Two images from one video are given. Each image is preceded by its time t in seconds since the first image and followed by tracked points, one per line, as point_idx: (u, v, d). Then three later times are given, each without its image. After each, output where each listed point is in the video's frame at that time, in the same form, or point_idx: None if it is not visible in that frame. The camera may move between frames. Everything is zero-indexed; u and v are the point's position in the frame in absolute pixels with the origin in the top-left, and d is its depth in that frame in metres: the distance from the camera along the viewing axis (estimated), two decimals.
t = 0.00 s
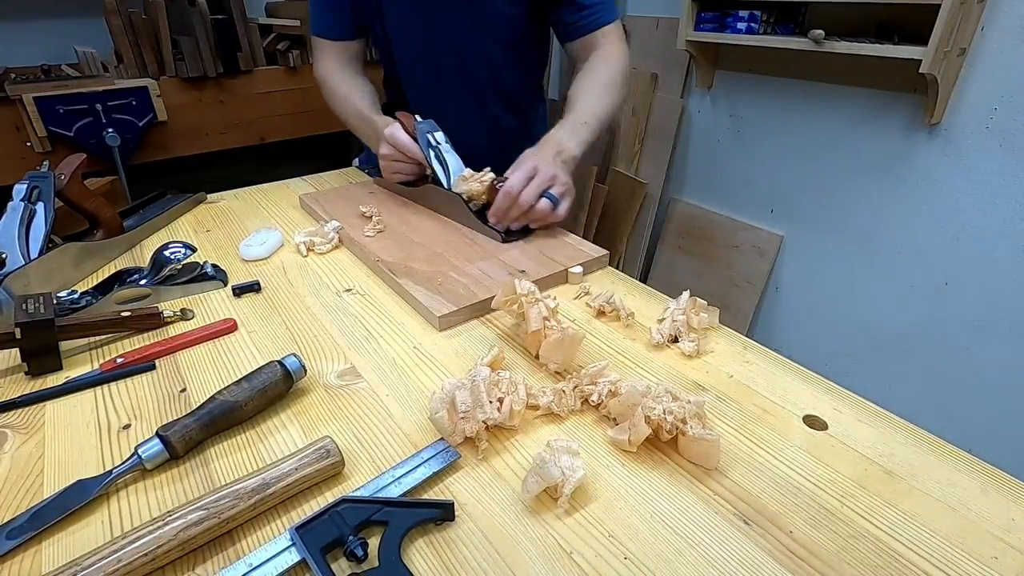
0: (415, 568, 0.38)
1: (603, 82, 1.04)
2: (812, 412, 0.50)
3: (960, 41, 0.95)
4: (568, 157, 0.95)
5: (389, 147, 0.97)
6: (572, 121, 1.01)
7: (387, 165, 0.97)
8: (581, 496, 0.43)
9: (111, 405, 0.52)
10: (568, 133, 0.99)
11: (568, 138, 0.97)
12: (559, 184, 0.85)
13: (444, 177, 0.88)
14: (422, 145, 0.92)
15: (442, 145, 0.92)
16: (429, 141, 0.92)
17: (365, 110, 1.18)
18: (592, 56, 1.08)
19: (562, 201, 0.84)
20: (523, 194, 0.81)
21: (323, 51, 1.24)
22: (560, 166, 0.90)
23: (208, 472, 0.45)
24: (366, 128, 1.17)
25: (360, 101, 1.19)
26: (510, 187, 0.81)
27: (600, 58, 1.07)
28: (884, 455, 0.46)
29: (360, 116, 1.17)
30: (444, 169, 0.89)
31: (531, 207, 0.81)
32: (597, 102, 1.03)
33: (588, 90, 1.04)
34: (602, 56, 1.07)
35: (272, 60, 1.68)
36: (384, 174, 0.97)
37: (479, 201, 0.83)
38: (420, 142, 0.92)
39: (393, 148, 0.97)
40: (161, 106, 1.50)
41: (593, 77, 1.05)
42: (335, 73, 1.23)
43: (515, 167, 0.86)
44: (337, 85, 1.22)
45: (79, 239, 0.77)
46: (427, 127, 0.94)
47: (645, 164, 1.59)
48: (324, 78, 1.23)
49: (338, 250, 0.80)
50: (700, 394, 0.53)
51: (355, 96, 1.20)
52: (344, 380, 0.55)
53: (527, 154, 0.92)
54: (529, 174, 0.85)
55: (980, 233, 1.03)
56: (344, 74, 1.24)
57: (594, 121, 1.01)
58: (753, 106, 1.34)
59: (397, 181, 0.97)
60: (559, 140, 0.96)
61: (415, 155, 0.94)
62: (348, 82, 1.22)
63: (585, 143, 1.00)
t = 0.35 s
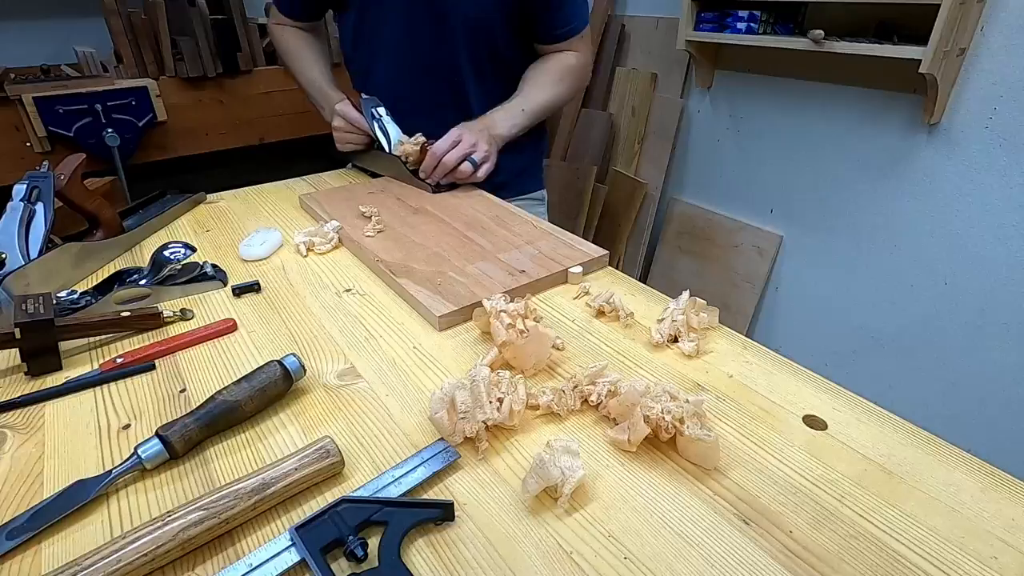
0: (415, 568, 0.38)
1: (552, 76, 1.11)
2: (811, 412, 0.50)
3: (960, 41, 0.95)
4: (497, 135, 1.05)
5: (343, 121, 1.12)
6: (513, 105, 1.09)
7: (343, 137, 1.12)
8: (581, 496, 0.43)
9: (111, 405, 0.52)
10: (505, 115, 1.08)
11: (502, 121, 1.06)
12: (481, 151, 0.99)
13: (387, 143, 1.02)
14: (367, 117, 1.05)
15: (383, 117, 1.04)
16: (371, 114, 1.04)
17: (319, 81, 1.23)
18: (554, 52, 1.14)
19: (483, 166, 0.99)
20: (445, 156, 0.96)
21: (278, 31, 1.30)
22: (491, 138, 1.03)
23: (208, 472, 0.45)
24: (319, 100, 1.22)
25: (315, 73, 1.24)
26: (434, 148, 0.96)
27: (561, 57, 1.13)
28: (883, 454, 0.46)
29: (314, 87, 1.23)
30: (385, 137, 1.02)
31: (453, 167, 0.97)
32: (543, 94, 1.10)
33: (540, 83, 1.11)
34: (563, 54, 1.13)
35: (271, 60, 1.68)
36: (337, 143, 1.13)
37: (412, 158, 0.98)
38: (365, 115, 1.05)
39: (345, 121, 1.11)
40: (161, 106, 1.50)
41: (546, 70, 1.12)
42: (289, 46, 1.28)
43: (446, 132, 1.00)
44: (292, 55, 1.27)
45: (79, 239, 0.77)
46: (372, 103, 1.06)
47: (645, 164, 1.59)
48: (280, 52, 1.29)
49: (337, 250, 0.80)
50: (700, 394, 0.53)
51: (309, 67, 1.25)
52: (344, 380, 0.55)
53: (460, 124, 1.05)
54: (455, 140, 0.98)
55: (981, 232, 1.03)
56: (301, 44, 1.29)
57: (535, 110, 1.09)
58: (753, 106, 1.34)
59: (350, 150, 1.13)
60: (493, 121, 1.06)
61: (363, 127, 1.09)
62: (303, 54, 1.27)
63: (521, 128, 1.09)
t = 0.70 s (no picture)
0: (415, 568, 0.38)
1: (669, 90, 0.97)
2: (810, 412, 0.50)
3: (959, 41, 0.95)
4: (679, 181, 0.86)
5: (482, 179, 0.83)
6: (663, 137, 0.92)
7: (481, 203, 0.83)
8: (581, 496, 0.43)
9: (111, 405, 0.52)
10: (660, 157, 0.89)
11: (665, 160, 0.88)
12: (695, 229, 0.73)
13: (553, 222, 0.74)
14: (525, 177, 0.80)
15: (551, 180, 0.79)
16: (535, 174, 0.80)
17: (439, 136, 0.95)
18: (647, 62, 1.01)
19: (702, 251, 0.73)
20: (666, 249, 0.68)
21: (365, 56, 1.02)
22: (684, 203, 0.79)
23: (208, 472, 0.45)
24: (444, 160, 0.95)
25: (431, 126, 0.97)
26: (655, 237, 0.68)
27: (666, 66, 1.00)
28: (883, 454, 0.46)
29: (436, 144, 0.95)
30: (550, 208, 0.76)
31: (675, 260, 0.69)
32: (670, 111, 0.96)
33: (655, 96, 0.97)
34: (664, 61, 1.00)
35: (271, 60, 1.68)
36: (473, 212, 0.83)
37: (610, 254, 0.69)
38: (522, 173, 0.80)
39: (487, 182, 0.83)
40: (161, 106, 1.50)
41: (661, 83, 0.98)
42: (388, 88, 1.00)
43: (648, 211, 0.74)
44: (393, 101, 1.00)
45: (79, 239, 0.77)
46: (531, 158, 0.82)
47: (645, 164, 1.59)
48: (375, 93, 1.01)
49: (337, 250, 0.80)
50: (699, 394, 0.53)
51: (421, 118, 0.98)
52: (344, 380, 0.55)
53: (642, 194, 0.80)
54: (667, 220, 0.72)
55: (981, 232, 1.03)
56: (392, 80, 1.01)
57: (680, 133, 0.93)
58: (753, 106, 1.34)
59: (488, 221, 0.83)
60: (660, 165, 0.87)
61: (517, 192, 0.81)
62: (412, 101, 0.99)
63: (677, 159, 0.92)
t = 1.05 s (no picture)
0: (415, 569, 0.38)
1: (608, 85, 1.10)
2: (810, 412, 0.50)
3: (958, 41, 0.95)
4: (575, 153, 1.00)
5: (405, 139, 1.01)
6: (581, 120, 1.06)
7: (404, 159, 1.02)
8: (581, 496, 0.43)
9: (110, 406, 0.52)
10: (576, 134, 1.04)
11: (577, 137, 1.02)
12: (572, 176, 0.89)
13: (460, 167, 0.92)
14: (439, 138, 0.97)
15: (459, 138, 0.96)
16: (446, 135, 0.97)
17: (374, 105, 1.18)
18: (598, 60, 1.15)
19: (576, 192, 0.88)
20: (541, 182, 0.85)
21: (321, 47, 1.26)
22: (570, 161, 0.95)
23: (208, 472, 0.45)
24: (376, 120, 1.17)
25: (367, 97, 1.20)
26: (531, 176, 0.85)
27: (610, 64, 1.14)
28: (883, 454, 0.46)
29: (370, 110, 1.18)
30: (460, 160, 0.93)
31: (548, 195, 0.85)
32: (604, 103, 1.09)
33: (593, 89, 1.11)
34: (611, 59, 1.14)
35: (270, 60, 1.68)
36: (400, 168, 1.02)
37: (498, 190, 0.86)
38: (436, 135, 0.98)
39: (408, 141, 1.01)
40: (161, 106, 1.50)
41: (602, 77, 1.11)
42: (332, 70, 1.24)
43: (530, 160, 0.89)
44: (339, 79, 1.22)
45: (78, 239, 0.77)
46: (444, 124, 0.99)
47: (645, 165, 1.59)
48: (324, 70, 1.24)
49: (337, 250, 0.80)
50: (699, 394, 0.53)
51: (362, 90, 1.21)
52: (344, 380, 0.55)
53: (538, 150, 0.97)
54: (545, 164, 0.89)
55: (979, 234, 1.03)
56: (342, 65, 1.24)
57: (599, 122, 1.07)
58: (753, 106, 1.34)
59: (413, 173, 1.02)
60: (569, 138, 1.01)
61: (431, 148, 0.99)
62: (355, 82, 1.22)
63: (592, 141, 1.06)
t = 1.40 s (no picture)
0: (414, 568, 0.38)
1: (555, 73, 1.17)
2: (810, 412, 0.50)
3: (957, 42, 0.95)
4: (512, 131, 1.09)
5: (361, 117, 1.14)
6: (526, 101, 1.13)
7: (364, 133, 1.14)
8: (581, 496, 0.43)
9: (110, 406, 0.52)
10: (516, 112, 1.12)
11: (513, 118, 1.10)
12: (503, 145, 1.02)
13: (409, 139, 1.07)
14: (391, 114, 1.10)
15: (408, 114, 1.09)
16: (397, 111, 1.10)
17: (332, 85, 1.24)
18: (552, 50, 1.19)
19: (508, 158, 1.02)
20: (474, 150, 1.00)
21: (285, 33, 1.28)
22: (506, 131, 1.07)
23: (208, 472, 0.45)
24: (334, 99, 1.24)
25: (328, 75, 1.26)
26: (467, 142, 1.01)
27: (562, 53, 1.19)
28: (883, 454, 0.46)
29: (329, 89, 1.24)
30: (410, 132, 1.08)
31: (482, 161, 1.00)
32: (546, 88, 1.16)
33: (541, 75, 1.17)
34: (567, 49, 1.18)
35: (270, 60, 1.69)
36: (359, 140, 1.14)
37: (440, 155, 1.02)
38: (387, 111, 1.11)
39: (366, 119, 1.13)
40: (160, 106, 1.50)
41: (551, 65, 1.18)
42: (291, 53, 1.29)
43: (469, 129, 1.04)
44: (297, 58, 1.29)
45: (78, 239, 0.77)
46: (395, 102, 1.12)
47: (644, 165, 1.59)
48: (281, 50, 1.30)
49: (337, 250, 0.80)
50: (699, 394, 0.53)
51: (320, 69, 1.27)
52: (344, 381, 0.55)
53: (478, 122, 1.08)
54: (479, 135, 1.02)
55: (979, 234, 1.03)
56: (303, 45, 1.29)
57: (542, 106, 1.15)
58: (753, 106, 1.34)
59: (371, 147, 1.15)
60: (506, 118, 1.10)
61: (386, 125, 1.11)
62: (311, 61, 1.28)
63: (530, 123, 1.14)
